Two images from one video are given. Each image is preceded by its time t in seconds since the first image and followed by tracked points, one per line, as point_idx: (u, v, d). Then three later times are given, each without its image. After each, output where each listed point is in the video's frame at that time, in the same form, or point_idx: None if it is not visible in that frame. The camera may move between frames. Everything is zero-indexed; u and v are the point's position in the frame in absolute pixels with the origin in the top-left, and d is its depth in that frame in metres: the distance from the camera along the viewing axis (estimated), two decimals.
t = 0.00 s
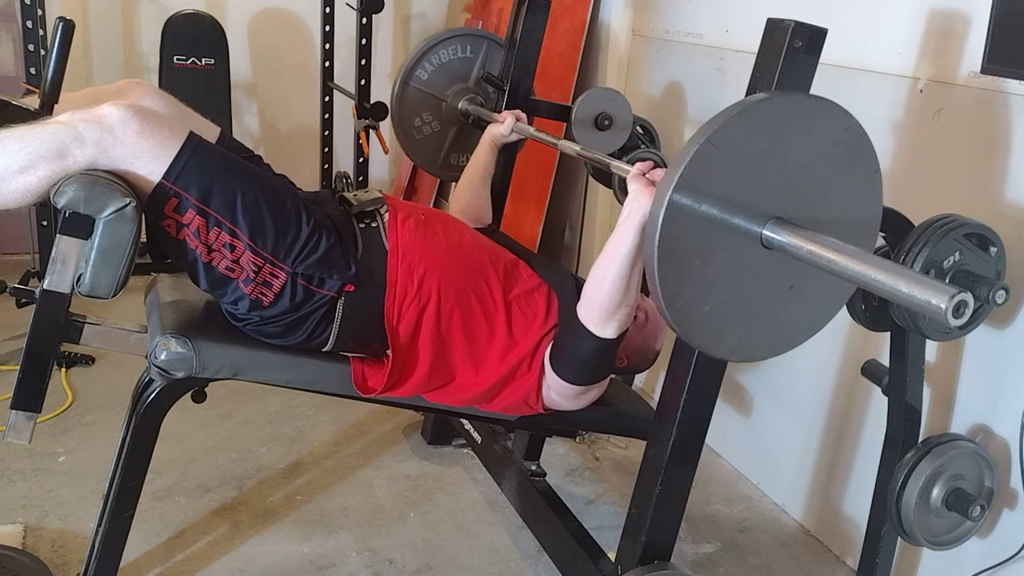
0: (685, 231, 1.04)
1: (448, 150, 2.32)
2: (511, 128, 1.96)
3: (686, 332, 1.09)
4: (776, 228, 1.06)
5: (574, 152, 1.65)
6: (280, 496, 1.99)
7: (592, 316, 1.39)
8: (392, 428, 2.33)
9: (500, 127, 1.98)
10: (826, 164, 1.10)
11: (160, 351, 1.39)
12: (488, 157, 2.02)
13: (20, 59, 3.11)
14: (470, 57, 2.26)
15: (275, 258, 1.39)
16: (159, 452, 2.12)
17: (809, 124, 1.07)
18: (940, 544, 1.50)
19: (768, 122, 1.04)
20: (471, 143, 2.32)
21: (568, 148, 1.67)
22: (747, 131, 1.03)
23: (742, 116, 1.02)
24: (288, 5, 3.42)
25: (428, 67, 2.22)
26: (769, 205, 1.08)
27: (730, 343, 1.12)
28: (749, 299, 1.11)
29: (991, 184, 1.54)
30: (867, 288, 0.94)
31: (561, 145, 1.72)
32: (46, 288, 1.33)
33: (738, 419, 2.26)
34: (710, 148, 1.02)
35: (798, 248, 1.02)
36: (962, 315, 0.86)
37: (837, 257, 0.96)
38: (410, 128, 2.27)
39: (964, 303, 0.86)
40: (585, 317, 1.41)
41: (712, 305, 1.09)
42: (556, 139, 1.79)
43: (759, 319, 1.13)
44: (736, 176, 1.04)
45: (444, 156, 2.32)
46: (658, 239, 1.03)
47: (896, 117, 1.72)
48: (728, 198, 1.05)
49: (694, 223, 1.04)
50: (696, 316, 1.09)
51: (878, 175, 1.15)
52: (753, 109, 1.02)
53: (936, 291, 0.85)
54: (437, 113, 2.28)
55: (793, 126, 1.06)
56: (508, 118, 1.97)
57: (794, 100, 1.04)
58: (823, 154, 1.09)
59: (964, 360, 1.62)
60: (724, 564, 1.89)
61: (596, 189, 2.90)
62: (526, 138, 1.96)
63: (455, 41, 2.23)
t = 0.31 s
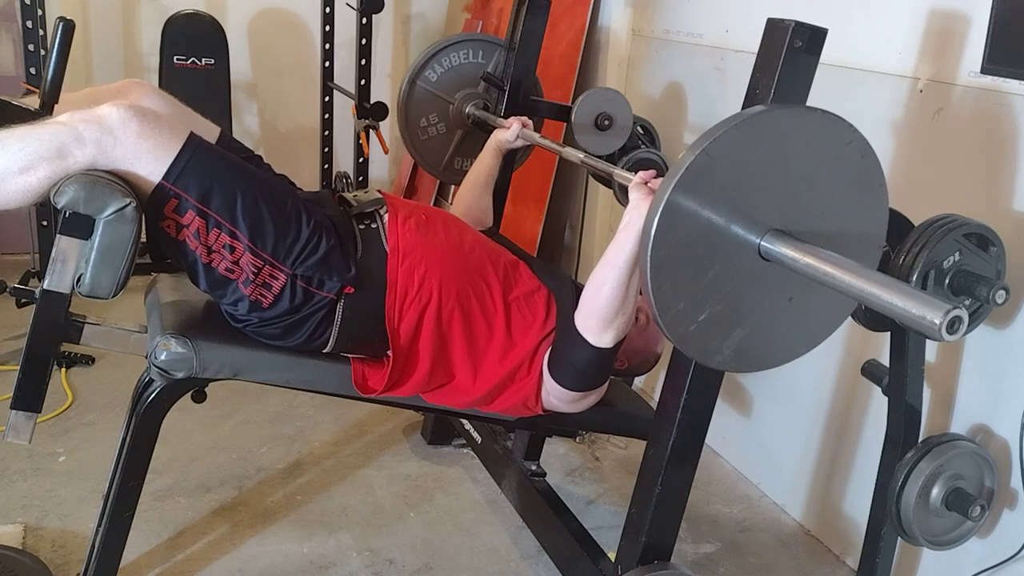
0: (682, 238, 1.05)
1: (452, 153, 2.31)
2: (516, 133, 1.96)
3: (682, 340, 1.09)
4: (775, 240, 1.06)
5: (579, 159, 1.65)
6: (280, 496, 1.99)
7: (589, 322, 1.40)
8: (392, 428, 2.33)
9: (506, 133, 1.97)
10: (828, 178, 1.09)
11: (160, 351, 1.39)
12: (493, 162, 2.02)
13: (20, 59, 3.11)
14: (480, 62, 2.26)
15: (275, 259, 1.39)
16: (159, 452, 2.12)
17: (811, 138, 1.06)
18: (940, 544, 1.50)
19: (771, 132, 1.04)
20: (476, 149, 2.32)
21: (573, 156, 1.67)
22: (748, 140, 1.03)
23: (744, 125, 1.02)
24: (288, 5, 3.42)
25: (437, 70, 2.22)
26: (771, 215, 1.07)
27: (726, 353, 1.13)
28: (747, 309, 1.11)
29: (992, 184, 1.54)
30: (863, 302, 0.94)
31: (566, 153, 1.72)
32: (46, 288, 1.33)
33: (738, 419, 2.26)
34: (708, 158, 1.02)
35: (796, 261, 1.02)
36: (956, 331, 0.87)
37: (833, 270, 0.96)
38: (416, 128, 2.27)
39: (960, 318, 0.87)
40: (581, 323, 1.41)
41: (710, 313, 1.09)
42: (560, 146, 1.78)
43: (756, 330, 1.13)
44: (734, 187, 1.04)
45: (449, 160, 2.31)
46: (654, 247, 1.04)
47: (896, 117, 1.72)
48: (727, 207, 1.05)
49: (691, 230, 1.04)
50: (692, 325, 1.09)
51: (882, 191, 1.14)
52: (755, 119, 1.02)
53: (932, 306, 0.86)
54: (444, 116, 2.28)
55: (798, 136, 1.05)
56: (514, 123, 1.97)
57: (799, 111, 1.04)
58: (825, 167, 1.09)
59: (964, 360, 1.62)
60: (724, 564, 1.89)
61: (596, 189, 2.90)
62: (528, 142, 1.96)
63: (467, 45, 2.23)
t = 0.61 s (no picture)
0: (683, 239, 1.04)
1: (452, 153, 2.31)
2: (516, 133, 1.96)
3: (683, 342, 1.09)
4: (774, 241, 1.06)
5: (579, 159, 1.66)
6: (280, 496, 1.99)
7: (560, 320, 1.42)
8: (392, 428, 2.33)
9: (506, 132, 1.97)
10: (827, 177, 1.09)
11: (160, 351, 1.39)
12: (492, 162, 2.02)
13: (20, 59, 3.11)
14: (480, 63, 2.26)
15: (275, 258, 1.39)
16: (159, 452, 2.12)
17: (809, 138, 1.06)
18: (940, 544, 1.50)
19: (770, 133, 1.04)
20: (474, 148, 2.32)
21: (573, 155, 1.67)
22: (747, 141, 1.03)
23: (744, 125, 1.02)
24: (288, 5, 3.42)
25: (439, 69, 2.22)
26: (770, 216, 1.07)
27: (730, 354, 1.13)
28: (748, 309, 1.11)
29: (992, 184, 1.54)
30: (863, 302, 0.94)
31: (566, 153, 1.72)
32: (47, 288, 1.33)
33: (738, 419, 2.26)
34: (705, 162, 1.02)
35: (796, 261, 1.02)
36: (956, 330, 0.87)
37: (833, 270, 0.96)
38: (417, 128, 2.26)
39: (960, 318, 0.86)
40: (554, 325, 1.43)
41: (711, 316, 1.09)
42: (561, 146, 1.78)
43: (759, 332, 1.13)
44: (733, 189, 1.04)
45: (447, 160, 2.31)
46: (654, 251, 1.04)
47: (896, 117, 1.72)
48: (727, 207, 1.05)
49: (692, 231, 1.04)
50: (694, 328, 1.09)
51: (882, 190, 1.14)
52: (754, 120, 1.02)
53: (931, 307, 0.86)
54: (445, 115, 2.27)
55: (796, 137, 1.05)
56: (514, 123, 1.96)
57: (798, 111, 1.04)
58: (824, 167, 1.08)
59: (964, 360, 1.62)
60: (724, 564, 1.89)
61: (596, 189, 2.90)
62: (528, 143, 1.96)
63: (469, 45, 2.23)
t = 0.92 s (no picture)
0: (683, 245, 1.04)
1: (452, 152, 2.31)
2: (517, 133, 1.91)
3: (688, 346, 1.10)
4: (775, 241, 1.06)
5: (579, 159, 1.65)
6: (280, 496, 1.99)
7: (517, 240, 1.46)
8: (392, 428, 2.33)
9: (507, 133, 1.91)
10: (824, 175, 1.09)
11: (160, 351, 1.39)
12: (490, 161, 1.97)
13: (20, 59, 3.11)
14: (480, 62, 2.26)
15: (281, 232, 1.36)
16: (159, 452, 2.12)
17: (805, 137, 1.06)
18: (940, 544, 1.50)
19: (767, 133, 1.04)
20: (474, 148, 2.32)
21: (574, 155, 1.66)
22: (744, 142, 1.03)
23: (740, 127, 1.02)
24: (288, 5, 3.42)
25: (438, 69, 2.22)
26: (770, 216, 1.07)
27: (734, 357, 1.13)
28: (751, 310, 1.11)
29: (992, 184, 1.54)
30: (863, 302, 0.94)
31: (567, 152, 1.72)
32: (47, 287, 1.34)
33: (738, 419, 2.26)
34: (702, 168, 1.02)
35: (796, 261, 1.02)
36: (956, 330, 0.87)
37: (834, 270, 0.96)
38: (416, 127, 2.27)
39: (960, 318, 0.86)
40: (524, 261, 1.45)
41: (714, 320, 1.10)
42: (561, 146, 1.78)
43: (763, 333, 1.14)
44: (731, 192, 1.04)
45: (447, 159, 2.32)
46: (656, 259, 1.04)
47: (896, 118, 1.72)
48: (726, 210, 1.05)
49: (693, 235, 1.04)
50: (698, 332, 1.09)
51: (880, 189, 1.14)
52: (750, 121, 1.02)
53: (932, 306, 0.86)
54: (444, 115, 2.27)
55: (794, 137, 1.05)
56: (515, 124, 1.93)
57: (794, 112, 1.04)
58: (820, 166, 1.08)
59: (964, 360, 1.62)
60: (724, 564, 1.89)
61: (596, 189, 2.90)
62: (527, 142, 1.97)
63: (469, 45, 2.23)
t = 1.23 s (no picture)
0: (684, 248, 1.04)
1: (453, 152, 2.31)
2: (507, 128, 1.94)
3: (691, 348, 1.10)
4: (775, 241, 1.06)
5: (579, 158, 1.65)
6: (280, 496, 1.99)
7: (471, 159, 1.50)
8: (392, 428, 2.33)
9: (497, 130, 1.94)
10: (824, 173, 1.09)
11: (159, 350, 1.38)
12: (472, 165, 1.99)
13: (20, 59, 3.11)
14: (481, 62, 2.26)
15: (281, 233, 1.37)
16: (159, 452, 2.12)
17: (805, 137, 1.06)
18: (940, 544, 1.50)
19: (767, 134, 1.04)
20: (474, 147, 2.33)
21: (574, 155, 1.67)
22: (744, 143, 1.03)
23: (740, 129, 1.02)
24: (288, 5, 3.42)
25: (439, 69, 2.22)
26: (770, 217, 1.08)
27: (736, 358, 1.13)
28: (753, 311, 1.11)
29: (992, 184, 1.54)
30: (862, 302, 0.95)
31: (567, 152, 1.72)
32: (47, 288, 1.34)
33: (738, 419, 2.26)
34: (703, 169, 1.02)
35: (796, 261, 1.02)
36: (956, 330, 0.87)
37: (834, 270, 0.96)
38: (418, 127, 2.27)
39: (960, 318, 0.87)
40: (508, 235, 1.50)
41: (716, 321, 1.10)
42: (561, 146, 1.78)
43: (765, 332, 1.14)
44: (732, 192, 1.04)
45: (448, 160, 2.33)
46: (658, 261, 1.04)
47: (896, 118, 1.72)
48: (727, 211, 1.05)
49: (694, 238, 1.04)
50: (700, 332, 1.10)
51: (879, 189, 1.14)
52: (749, 122, 1.02)
53: (931, 306, 0.86)
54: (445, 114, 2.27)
55: (793, 137, 1.05)
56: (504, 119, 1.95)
57: (793, 112, 1.04)
58: (819, 164, 1.09)
59: (964, 360, 1.62)
60: (724, 564, 1.89)
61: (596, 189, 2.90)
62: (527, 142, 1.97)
63: (469, 45, 2.23)
